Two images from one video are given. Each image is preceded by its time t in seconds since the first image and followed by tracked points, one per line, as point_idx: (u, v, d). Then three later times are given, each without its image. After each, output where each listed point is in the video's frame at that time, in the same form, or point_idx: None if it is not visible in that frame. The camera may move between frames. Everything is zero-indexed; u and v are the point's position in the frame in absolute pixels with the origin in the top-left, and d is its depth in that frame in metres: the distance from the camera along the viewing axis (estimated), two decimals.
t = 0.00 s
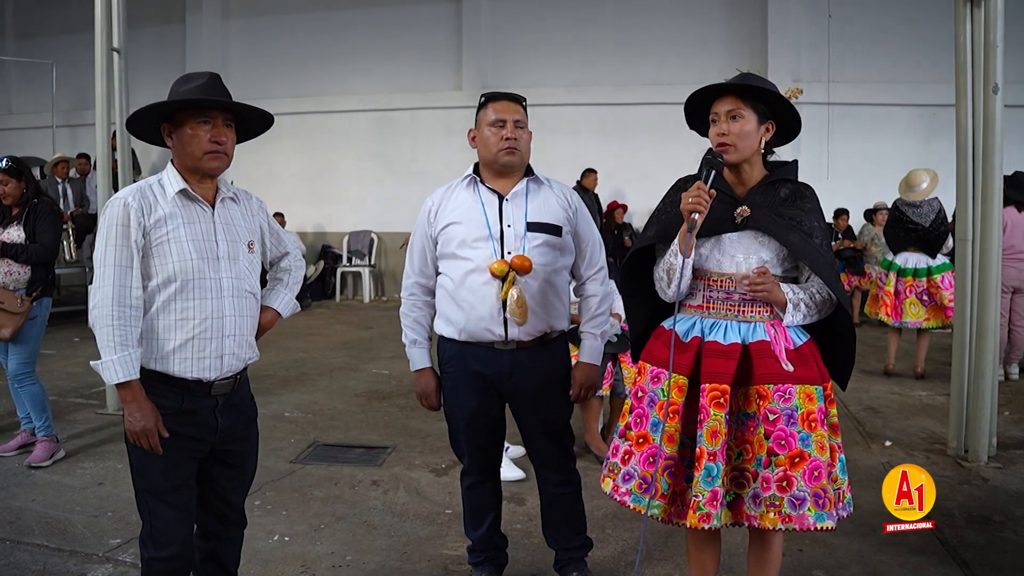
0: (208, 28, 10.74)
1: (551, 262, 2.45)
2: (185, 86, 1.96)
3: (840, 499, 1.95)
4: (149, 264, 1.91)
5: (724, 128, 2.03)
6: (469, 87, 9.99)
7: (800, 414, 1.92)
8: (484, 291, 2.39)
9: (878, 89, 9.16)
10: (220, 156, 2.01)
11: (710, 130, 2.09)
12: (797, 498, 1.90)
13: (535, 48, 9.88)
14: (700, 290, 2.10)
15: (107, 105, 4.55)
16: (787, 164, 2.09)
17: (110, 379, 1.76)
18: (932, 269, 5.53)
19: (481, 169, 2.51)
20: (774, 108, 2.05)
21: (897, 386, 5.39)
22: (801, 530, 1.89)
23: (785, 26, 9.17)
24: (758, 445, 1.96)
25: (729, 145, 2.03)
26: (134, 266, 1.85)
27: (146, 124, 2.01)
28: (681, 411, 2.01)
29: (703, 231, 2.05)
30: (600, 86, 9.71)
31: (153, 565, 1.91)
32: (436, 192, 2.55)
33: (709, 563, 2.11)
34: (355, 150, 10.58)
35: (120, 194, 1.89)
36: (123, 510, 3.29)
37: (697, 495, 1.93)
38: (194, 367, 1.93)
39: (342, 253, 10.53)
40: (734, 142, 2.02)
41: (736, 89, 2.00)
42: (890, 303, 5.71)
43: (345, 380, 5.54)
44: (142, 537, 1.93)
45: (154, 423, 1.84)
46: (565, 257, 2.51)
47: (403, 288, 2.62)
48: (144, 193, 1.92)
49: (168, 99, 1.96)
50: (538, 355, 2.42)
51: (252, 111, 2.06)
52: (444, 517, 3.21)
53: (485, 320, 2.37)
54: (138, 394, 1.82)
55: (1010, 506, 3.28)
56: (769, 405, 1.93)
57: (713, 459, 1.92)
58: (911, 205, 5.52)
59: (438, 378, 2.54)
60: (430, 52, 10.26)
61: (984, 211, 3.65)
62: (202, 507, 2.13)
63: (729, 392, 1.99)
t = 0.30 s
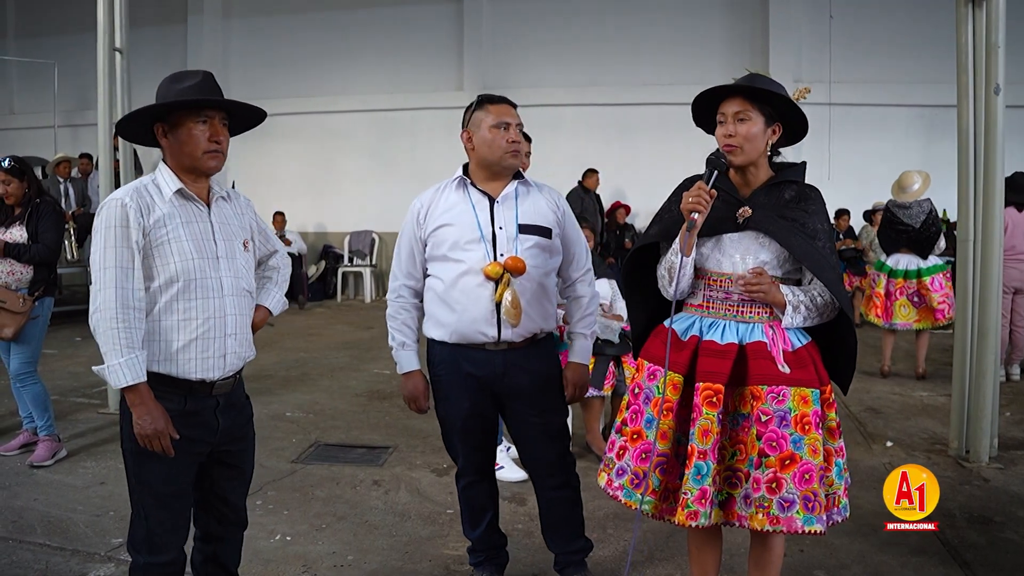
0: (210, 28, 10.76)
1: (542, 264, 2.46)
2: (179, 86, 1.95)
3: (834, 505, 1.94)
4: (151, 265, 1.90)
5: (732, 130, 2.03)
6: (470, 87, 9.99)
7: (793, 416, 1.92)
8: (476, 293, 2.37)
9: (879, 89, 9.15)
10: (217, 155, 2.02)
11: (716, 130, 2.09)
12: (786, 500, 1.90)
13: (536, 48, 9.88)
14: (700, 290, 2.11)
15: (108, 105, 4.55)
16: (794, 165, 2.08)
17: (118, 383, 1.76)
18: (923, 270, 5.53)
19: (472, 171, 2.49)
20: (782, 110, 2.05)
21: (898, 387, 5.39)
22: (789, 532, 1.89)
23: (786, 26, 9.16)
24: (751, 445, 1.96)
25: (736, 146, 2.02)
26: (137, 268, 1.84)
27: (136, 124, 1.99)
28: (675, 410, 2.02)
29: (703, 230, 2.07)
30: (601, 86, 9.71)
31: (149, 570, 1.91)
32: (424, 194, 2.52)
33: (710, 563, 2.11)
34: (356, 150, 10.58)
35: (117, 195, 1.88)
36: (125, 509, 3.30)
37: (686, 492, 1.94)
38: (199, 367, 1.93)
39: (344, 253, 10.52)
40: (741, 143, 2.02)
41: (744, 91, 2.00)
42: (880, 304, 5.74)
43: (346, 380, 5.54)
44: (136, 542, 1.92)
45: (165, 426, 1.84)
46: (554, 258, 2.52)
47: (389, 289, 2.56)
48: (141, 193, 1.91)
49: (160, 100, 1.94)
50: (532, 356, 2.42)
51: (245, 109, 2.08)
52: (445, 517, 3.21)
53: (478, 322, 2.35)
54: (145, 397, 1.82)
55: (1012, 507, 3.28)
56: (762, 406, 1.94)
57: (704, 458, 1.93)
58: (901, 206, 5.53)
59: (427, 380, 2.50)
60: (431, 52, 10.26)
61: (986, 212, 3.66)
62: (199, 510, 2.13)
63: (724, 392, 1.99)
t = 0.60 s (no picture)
0: (210, 29, 10.77)
1: (538, 264, 2.47)
2: (163, 87, 1.94)
3: (828, 506, 1.95)
4: (142, 270, 1.89)
5: (733, 132, 2.03)
6: (470, 88, 10.00)
7: (788, 417, 1.93)
8: (472, 293, 2.37)
9: (879, 89, 9.15)
10: (206, 156, 2.03)
11: (718, 131, 2.09)
12: (779, 501, 1.90)
13: (536, 49, 9.89)
14: (699, 290, 2.12)
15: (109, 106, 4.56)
16: (796, 168, 2.09)
17: (110, 391, 1.75)
18: (911, 273, 5.52)
19: (465, 171, 2.49)
20: (784, 114, 2.05)
21: (898, 387, 5.39)
22: (781, 533, 1.89)
23: (786, 26, 9.17)
24: (746, 446, 1.96)
25: (737, 147, 2.03)
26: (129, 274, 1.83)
27: (122, 128, 1.98)
28: (672, 409, 2.02)
29: (703, 231, 2.08)
30: (601, 86, 9.72)
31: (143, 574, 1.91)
32: (415, 194, 2.49)
33: (709, 563, 2.12)
34: (356, 150, 10.59)
35: (105, 198, 1.86)
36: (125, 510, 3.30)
37: (680, 491, 1.94)
38: (193, 371, 1.94)
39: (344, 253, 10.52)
40: (742, 145, 2.02)
41: (746, 94, 2.00)
42: (867, 303, 5.79)
43: (346, 380, 5.55)
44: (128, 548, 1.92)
45: (157, 432, 1.84)
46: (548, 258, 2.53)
47: (381, 289, 2.51)
48: (130, 197, 1.90)
49: (147, 102, 1.93)
50: (529, 356, 2.43)
51: (231, 108, 2.09)
52: (445, 517, 3.22)
53: (474, 322, 2.36)
54: (136, 405, 1.81)
55: (1011, 507, 3.28)
56: (757, 406, 1.94)
57: (698, 457, 1.93)
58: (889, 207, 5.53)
59: (422, 381, 2.46)
60: (431, 52, 10.27)
61: (985, 213, 3.66)
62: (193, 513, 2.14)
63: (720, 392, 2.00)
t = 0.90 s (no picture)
0: (211, 29, 10.78)
1: (539, 265, 2.47)
2: (154, 87, 1.93)
3: (828, 506, 1.95)
4: (138, 273, 1.90)
5: (737, 132, 2.03)
6: (471, 88, 10.00)
7: (789, 417, 1.93)
8: (475, 295, 2.38)
9: (878, 90, 9.16)
10: (200, 155, 2.04)
11: (721, 132, 2.09)
12: (780, 501, 1.90)
13: (536, 49, 9.89)
14: (700, 291, 2.12)
15: (109, 107, 4.56)
16: (797, 170, 2.09)
17: (107, 397, 1.76)
18: (908, 273, 5.53)
19: (467, 171, 2.49)
20: (788, 116, 2.06)
21: (898, 387, 5.40)
22: (782, 533, 1.90)
23: (786, 28, 9.18)
24: (746, 446, 1.97)
25: (742, 148, 2.03)
26: (124, 278, 1.84)
27: (115, 129, 1.97)
28: (672, 409, 2.03)
29: (704, 231, 2.08)
30: (601, 87, 9.73)
31: None
32: (417, 195, 2.49)
33: (707, 563, 2.12)
34: (356, 151, 10.59)
35: (98, 202, 1.86)
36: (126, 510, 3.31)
37: (681, 491, 1.94)
38: (191, 373, 1.94)
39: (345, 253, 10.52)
40: (746, 146, 2.03)
41: (751, 94, 2.00)
42: (865, 305, 5.80)
43: (346, 381, 5.55)
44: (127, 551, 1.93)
45: (156, 437, 1.85)
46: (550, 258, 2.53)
47: (384, 291, 2.51)
48: (123, 200, 1.90)
49: (139, 103, 1.93)
50: (530, 354, 2.44)
51: (221, 106, 2.09)
52: (446, 517, 3.23)
53: (476, 324, 2.36)
54: (134, 410, 1.81)
55: (1011, 507, 3.29)
56: (758, 406, 1.94)
57: (699, 457, 1.94)
58: (886, 208, 5.53)
59: (426, 380, 2.47)
60: (431, 52, 10.27)
61: (985, 213, 3.67)
62: (191, 514, 2.14)
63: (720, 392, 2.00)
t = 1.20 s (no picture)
0: (212, 29, 10.78)
1: (545, 268, 2.48)
2: (153, 87, 1.94)
3: (830, 505, 1.96)
4: (140, 273, 1.90)
5: (745, 128, 2.03)
6: (472, 88, 10.00)
7: (791, 417, 1.94)
8: (480, 297, 2.38)
9: (878, 91, 9.16)
10: (199, 155, 2.05)
11: (725, 130, 2.09)
12: (784, 500, 1.91)
13: (537, 49, 9.89)
14: (700, 291, 2.12)
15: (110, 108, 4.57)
16: (795, 168, 2.10)
17: (111, 397, 1.76)
18: (908, 273, 5.53)
19: (474, 173, 2.49)
20: (790, 112, 2.09)
21: (899, 388, 5.40)
22: (786, 532, 1.90)
23: (786, 28, 9.18)
24: (749, 445, 1.97)
25: (750, 144, 2.03)
26: (126, 278, 1.84)
27: (114, 129, 1.97)
28: (674, 409, 2.04)
29: (706, 231, 2.07)
30: (602, 87, 9.73)
31: None
32: (425, 195, 2.50)
33: (707, 562, 2.13)
34: (357, 151, 10.60)
35: (98, 203, 1.86)
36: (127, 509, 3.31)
37: (685, 492, 1.95)
38: (194, 372, 1.95)
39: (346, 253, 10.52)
40: (754, 142, 2.03)
41: (757, 91, 2.02)
42: (866, 306, 5.79)
43: (347, 381, 5.56)
44: (127, 551, 1.93)
45: (160, 437, 1.85)
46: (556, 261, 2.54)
47: (391, 291, 2.52)
48: (124, 200, 1.90)
49: (139, 103, 1.93)
50: (534, 354, 2.45)
51: (217, 104, 2.10)
52: (447, 517, 3.23)
53: (481, 326, 2.37)
54: (138, 411, 1.82)
55: (1011, 507, 3.29)
56: (761, 406, 1.95)
57: (703, 457, 1.94)
58: (885, 208, 5.52)
59: (432, 380, 2.48)
60: (432, 53, 10.27)
61: (985, 213, 3.68)
62: (191, 514, 2.15)
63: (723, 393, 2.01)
